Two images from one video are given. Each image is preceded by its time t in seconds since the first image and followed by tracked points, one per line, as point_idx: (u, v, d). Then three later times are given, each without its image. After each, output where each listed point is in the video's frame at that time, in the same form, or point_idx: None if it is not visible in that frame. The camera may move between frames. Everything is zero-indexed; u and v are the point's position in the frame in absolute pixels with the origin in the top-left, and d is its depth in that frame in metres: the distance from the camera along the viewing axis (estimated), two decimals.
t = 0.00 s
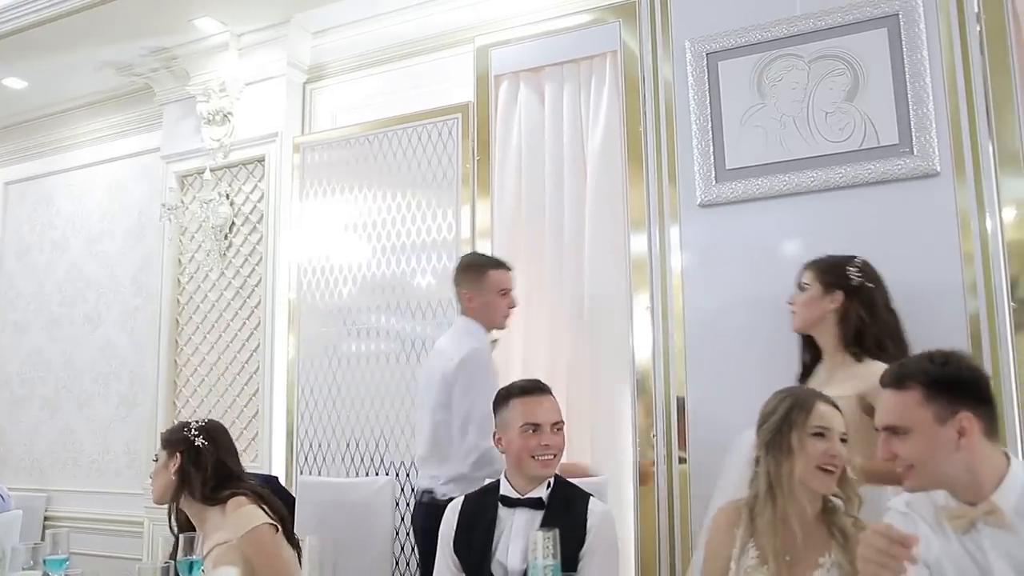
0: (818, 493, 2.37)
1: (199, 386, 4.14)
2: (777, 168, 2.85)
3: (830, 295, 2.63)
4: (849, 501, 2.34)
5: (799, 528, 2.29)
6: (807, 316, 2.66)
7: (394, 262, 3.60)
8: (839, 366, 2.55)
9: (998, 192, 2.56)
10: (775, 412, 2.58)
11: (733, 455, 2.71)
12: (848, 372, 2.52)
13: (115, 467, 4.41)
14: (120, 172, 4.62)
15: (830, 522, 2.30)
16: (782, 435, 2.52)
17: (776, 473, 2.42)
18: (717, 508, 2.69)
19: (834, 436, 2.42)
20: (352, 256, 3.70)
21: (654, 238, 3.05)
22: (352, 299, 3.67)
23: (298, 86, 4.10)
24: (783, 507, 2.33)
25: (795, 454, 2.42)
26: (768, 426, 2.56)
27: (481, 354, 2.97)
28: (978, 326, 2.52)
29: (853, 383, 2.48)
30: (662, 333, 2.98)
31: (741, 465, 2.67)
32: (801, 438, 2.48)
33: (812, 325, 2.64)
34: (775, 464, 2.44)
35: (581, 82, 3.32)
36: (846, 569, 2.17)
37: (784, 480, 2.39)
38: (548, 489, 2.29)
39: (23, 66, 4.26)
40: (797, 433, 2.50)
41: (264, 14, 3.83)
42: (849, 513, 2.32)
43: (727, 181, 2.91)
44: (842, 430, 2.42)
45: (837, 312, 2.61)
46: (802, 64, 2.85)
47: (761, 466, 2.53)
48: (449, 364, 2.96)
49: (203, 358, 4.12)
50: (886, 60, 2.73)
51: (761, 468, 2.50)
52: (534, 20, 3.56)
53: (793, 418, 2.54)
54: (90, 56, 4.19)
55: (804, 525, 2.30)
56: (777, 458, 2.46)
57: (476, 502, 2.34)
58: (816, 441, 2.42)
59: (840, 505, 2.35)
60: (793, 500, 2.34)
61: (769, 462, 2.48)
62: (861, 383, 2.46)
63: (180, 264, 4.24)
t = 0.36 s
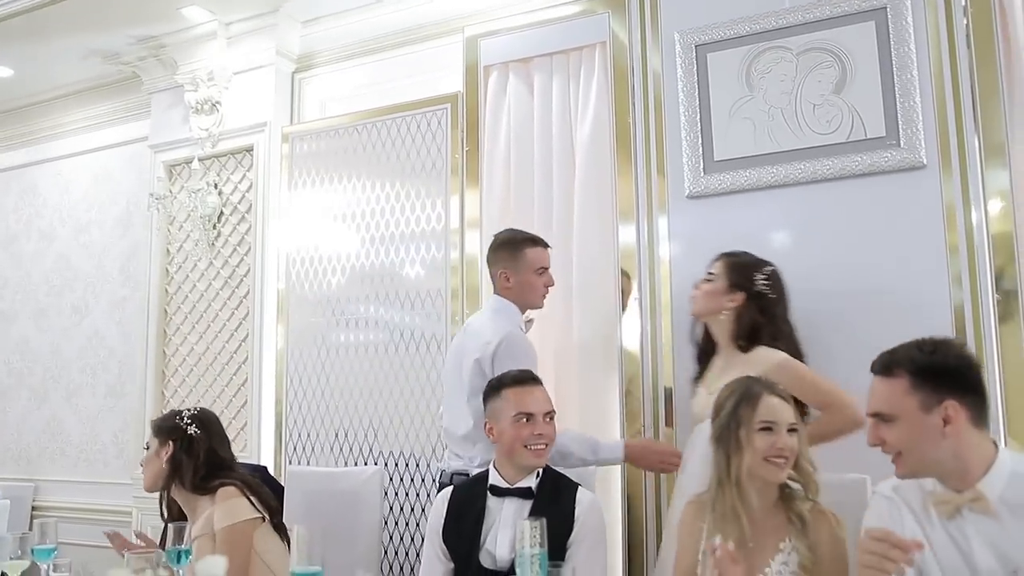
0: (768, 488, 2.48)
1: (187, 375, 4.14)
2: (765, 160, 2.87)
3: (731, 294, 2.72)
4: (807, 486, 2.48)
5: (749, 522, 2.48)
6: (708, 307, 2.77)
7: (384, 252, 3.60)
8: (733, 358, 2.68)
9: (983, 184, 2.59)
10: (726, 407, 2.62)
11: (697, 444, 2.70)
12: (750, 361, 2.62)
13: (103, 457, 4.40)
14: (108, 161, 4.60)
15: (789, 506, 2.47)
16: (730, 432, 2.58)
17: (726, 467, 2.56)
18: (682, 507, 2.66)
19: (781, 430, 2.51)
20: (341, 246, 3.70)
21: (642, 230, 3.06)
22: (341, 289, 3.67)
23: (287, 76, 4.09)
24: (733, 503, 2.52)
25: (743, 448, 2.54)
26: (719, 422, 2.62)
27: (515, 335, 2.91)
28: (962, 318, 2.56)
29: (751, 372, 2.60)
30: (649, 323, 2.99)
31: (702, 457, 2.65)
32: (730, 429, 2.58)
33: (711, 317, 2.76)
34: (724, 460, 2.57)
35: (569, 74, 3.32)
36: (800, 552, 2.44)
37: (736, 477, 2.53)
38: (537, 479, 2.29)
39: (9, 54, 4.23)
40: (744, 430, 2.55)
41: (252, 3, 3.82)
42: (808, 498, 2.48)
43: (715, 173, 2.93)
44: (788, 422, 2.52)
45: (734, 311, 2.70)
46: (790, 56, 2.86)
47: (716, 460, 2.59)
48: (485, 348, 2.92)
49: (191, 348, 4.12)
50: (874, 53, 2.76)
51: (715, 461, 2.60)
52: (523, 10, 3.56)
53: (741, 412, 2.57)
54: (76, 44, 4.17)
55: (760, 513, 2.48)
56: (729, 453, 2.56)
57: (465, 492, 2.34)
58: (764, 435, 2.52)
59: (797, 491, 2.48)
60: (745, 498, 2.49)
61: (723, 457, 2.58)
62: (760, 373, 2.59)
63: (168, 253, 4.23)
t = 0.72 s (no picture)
0: (744, 475, 2.00)
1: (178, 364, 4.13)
2: (756, 151, 2.90)
3: (663, 288, 2.80)
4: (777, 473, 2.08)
5: (723, 508, 2.00)
6: (641, 298, 2.85)
7: (375, 241, 3.60)
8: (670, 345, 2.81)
9: (972, 175, 2.61)
10: (703, 397, 2.14)
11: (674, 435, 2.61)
12: (688, 350, 2.73)
13: (94, 446, 4.40)
14: (98, 149, 4.58)
15: (761, 494, 2.01)
16: (707, 420, 2.09)
17: (701, 456, 2.08)
18: (658, 499, 2.58)
19: (759, 418, 2.06)
20: (332, 235, 3.70)
21: (633, 219, 3.07)
22: (332, 278, 3.67)
23: (277, 64, 4.08)
24: (705, 489, 2.03)
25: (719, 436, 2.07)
26: (694, 412, 2.14)
27: (559, 324, 2.91)
28: (951, 309, 2.60)
29: (690, 361, 2.71)
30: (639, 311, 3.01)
31: (677, 448, 2.55)
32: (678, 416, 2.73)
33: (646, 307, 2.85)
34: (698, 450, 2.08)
35: (561, 64, 3.32)
36: (776, 543, 1.96)
37: (710, 466, 2.05)
38: (528, 468, 2.30)
39: None
40: (720, 417, 2.08)
41: None
42: (781, 486, 2.02)
43: (705, 164, 2.96)
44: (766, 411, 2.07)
45: (666, 304, 2.80)
46: (781, 47, 2.88)
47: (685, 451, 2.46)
48: (531, 333, 2.92)
49: (182, 337, 4.12)
50: (864, 44, 2.78)
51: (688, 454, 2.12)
52: None
53: (718, 402, 2.10)
54: (66, 31, 4.15)
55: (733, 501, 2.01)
56: (703, 443, 2.08)
57: (455, 482, 2.35)
58: (741, 425, 2.06)
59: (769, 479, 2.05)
60: (716, 485, 2.02)
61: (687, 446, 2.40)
62: (695, 361, 2.69)
63: (158, 242, 4.22)
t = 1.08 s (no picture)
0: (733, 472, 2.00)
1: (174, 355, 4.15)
2: (751, 144, 2.92)
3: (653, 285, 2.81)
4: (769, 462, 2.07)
5: (710, 502, 2.01)
6: (634, 292, 2.87)
7: (371, 233, 3.61)
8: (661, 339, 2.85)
9: (965, 168, 2.63)
10: (693, 392, 2.09)
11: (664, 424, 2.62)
12: (677, 345, 2.76)
13: (90, 437, 4.41)
14: (94, 140, 4.58)
15: (750, 486, 2.03)
16: (697, 417, 2.05)
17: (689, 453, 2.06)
18: (649, 488, 2.62)
19: (749, 416, 2.01)
20: (328, 226, 3.71)
21: (628, 210, 3.08)
22: (328, 269, 3.68)
23: (273, 55, 4.09)
24: (694, 485, 2.02)
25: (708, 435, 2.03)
26: (684, 407, 2.10)
27: (573, 318, 2.87)
28: (942, 302, 2.62)
29: (679, 356, 2.73)
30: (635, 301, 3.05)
31: (666, 438, 2.58)
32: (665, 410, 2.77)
33: (639, 301, 2.88)
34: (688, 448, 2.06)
35: (557, 57, 3.32)
36: (765, 535, 1.98)
37: (699, 463, 2.03)
38: (523, 460, 2.33)
39: None
40: (710, 415, 2.03)
41: None
42: (770, 476, 2.05)
43: (700, 157, 2.97)
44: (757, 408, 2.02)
45: (656, 300, 2.83)
46: (776, 41, 2.90)
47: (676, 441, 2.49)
48: (548, 324, 2.90)
49: (178, 329, 4.13)
50: (858, 38, 2.79)
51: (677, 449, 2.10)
52: None
53: (708, 400, 2.05)
54: (61, 22, 4.15)
55: (722, 493, 2.03)
56: (693, 439, 2.05)
57: (451, 473, 2.37)
58: (731, 424, 2.01)
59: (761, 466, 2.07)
60: (705, 480, 2.01)
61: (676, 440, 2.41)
62: (683, 357, 2.71)
63: (154, 233, 4.23)
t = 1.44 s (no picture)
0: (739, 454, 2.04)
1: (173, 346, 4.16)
2: (746, 136, 2.94)
3: (658, 273, 2.88)
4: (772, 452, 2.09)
5: (713, 488, 2.05)
6: (638, 282, 2.93)
7: (369, 224, 3.62)
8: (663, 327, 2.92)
9: (959, 161, 2.65)
10: (694, 380, 2.14)
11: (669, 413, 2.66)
12: (682, 333, 2.84)
13: (90, 426, 4.44)
14: (92, 131, 4.59)
15: (753, 473, 2.06)
16: (702, 402, 2.10)
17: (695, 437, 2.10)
18: (650, 481, 2.66)
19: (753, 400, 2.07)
20: (326, 217, 3.72)
21: (624, 202, 3.10)
22: (326, 260, 3.69)
23: (271, 47, 4.10)
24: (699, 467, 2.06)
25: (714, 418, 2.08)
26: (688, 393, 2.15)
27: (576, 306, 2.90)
28: (936, 293, 2.65)
29: (684, 344, 2.82)
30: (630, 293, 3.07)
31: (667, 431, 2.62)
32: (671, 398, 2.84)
33: (643, 290, 2.93)
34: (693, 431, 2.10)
35: (554, 48, 3.33)
36: (769, 522, 2.01)
37: (703, 446, 2.08)
38: (519, 450, 2.35)
39: None
40: (715, 398, 2.09)
41: None
42: (774, 467, 2.07)
43: (696, 149, 3.00)
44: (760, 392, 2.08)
45: (661, 290, 2.89)
46: (771, 33, 2.92)
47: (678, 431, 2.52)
48: (551, 313, 2.92)
49: (177, 319, 4.14)
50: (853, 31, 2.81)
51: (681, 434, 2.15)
52: None
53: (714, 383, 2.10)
54: (59, 13, 4.15)
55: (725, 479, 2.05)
56: (697, 424, 2.10)
57: (449, 463, 2.40)
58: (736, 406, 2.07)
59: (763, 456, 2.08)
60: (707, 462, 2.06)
61: (677, 429, 2.45)
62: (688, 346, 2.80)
63: (153, 225, 4.24)
